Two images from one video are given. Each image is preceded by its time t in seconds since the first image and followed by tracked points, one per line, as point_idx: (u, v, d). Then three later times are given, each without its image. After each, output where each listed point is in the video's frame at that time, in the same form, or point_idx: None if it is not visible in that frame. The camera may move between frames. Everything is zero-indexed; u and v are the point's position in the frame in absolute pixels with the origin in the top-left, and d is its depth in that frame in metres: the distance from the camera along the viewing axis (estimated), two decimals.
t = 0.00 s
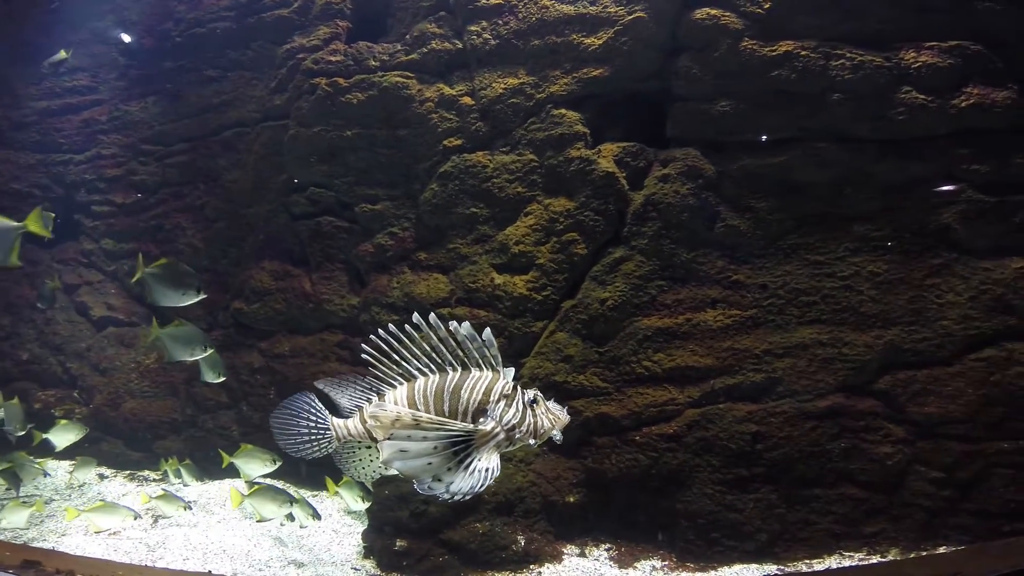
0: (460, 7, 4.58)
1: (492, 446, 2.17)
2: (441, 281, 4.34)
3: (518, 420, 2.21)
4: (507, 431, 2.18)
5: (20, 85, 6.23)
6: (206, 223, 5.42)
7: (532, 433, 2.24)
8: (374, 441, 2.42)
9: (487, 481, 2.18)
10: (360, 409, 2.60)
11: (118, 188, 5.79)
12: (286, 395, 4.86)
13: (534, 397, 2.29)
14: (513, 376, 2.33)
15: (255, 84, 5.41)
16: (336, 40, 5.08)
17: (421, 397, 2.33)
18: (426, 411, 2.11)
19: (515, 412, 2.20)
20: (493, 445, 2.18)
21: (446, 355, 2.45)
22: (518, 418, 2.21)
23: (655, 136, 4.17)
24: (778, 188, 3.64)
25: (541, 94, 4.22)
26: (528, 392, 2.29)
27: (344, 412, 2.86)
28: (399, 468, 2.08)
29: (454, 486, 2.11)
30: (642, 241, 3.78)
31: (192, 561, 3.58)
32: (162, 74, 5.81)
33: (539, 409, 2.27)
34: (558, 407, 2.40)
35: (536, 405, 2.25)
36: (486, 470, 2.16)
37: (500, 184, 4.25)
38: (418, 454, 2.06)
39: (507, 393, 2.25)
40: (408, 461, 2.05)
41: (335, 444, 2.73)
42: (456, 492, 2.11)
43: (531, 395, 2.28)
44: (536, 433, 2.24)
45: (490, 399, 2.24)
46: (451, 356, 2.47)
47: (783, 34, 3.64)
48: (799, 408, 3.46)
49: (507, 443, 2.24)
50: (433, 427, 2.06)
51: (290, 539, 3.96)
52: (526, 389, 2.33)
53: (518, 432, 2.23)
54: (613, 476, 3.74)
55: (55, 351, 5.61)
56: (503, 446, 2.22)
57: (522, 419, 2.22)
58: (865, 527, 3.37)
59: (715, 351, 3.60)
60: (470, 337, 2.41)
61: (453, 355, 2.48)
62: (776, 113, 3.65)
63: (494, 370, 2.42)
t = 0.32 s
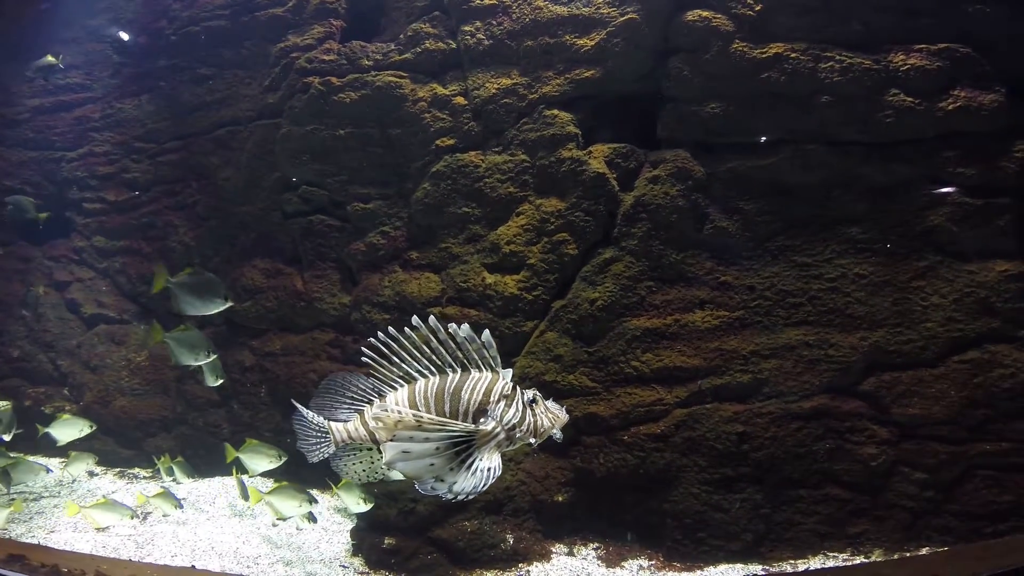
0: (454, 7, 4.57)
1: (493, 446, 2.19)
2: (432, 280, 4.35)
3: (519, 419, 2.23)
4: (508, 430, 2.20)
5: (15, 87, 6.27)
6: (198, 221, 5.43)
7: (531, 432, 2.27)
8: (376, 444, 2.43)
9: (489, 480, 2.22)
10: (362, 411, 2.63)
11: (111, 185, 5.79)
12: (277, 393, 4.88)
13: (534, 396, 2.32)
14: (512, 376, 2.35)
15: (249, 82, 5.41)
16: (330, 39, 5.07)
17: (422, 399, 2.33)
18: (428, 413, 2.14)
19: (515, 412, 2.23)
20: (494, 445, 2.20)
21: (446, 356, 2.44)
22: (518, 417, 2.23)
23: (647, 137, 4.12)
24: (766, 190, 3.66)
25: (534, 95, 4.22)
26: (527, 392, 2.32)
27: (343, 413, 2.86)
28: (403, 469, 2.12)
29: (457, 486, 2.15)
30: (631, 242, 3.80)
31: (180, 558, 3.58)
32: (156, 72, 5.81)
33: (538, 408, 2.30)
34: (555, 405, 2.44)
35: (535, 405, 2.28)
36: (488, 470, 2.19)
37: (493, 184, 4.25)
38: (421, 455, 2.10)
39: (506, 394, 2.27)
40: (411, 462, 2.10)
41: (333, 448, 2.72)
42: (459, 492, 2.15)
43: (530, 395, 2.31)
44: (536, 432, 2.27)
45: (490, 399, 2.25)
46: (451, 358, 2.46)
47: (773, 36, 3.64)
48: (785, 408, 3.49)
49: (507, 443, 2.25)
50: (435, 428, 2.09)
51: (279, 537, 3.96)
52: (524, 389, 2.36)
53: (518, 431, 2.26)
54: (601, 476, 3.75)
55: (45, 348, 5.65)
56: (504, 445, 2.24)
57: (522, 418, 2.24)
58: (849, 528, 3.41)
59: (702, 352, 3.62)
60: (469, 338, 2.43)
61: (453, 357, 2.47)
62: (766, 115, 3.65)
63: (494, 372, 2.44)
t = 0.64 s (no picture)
0: (452, 8, 4.58)
1: (501, 447, 2.18)
2: (430, 281, 4.36)
3: (526, 421, 2.23)
4: (515, 432, 2.19)
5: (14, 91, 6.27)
6: (197, 222, 5.44)
7: (539, 433, 2.27)
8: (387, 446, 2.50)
9: (497, 481, 2.24)
10: (373, 415, 2.66)
11: (110, 186, 5.81)
12: (275, 393, 4.90)
13: (540, 398, 2.32)
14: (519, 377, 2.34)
15: (247, 83, 5.43)
16: (328, 40, 5.09)
17: (430, 402, 2.39)
18: (437, 417, 2.16)
19: (522, 413, 2.22)
20: (502, 447, 2.19)
21: (454, 360, 2.46)
22: (525, 418, 2.23)
23: (643, 138, 4.14)
24: (761, 191, 3.67)
25: (531, 96, 4.23)
26: (534, 393, 2.32)
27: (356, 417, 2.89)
28: (413, 473, 2.13)
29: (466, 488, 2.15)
30: (627, 243, 3.80)
31: (177, 557, 3.61)
32: (155, 73, 5.83)
33: (545, 409, 2.30)
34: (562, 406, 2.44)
35: (541, 406, 2.29)
36: (496, 471, 2.22)
37: (489, 185, 4.26)
38: (430, 458, 2.10)
39: (513, 396, 2.26)
40: (421, 465, 2.11)
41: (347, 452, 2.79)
42: (468, 493, 2.16)
43: (536, 396, 2.31)
44: (543, 433, 2.27)
45: (496, 401, 2.25)
46: (458, 361, 2.47)
47: (768, 37, 3.65)
48: (779, 409, 3.50)
49: (515, 444, 2.25)
50: (443, 431, 2.09)
51: (276, 536, 3.98)
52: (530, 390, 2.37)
53: (526, 432, 2.25)
54: (596, 476, 3.76)
55: (45, 348, 5.68)
56: (511, 447, 2.23)
57: (529, 420, 2.23)
58: (843, 528, 3.43)
59: (698, 353, 3.63)
60: (475, 341, 2.43)
61: (459, 360, 2.47)
62: (760, 116, 3.65)
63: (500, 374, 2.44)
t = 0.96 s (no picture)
0: (450, 12, 4.60)
1: (508, 452, 2.21)
2: (426, 283, 4.38)
3: (532, 425, 2.25)
4: (521, 437, 2.21)
5: (11, 97, 6.32)
6: (195, 223, 5.46)
7: (544, 437, 2.30)
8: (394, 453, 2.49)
9: (504, 485, 2.25)
10: (381, 422, 2.65)
11: (109, 188, 5.84)
12: (271, 395, 4.92)
13: (546, 402, 2.35)
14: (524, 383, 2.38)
15: (245, 86, 5.46)
16: (326, 42, 5.12)
17: (437, 409, 2.36)
18: (444, 423, 2.16)
19: (528, 418, 2.25)
20: (508, 451, 2.22)
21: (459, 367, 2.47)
22: (531, 424, 2.25)
23: (638, 141, 4.12)
24: (754, 194, 3.68)
25: (527, 99, 4.24)
26: (539, 398, 2.34)
27: (364, 423, 2.89)
28: (422, 479, 2.15)
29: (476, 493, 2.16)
30: (622, 246, 3.81)
31: (171, 556, 3.63)
32: (154, 76, 5.86)
33: (550, 414, 2.33)
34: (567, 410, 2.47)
35: (547, 411, 2.31)
36: (503, 475, 2.23)
37: (485, 187, 4.27)
38: (439, 464, 2.11)
39: (519, 401, 2.28)
40: (430, 472, 2.12)
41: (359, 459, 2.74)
42: (477, 498, 2.18)
43: (542, 401, 2.34)
44: (549, 437, 2.30)
45: (502, 407, 2.28)
46: (464, 368, 2.49)
47: (762, 39, 3.65)
48: (772, 411, 3.51)
49: (521, 448, 2.28)
50: (451, 437, 2.10)
51: (272, 536, 4.00)
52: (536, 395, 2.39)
53: (532, 437, 2.29)
54: (591, 478, 3.77)
55: (43, 349, 5.70)
56: (517, 451, 2.27)
57: (535, 424, 2.26)
58: (835, 530, 3.44)
59: (692, 355, 3.64)
60: (480, 348, 2.45)
61: (465, 367, 2.49)
62: (754, 118, 3.66)
63: (506, 380, 2.46)
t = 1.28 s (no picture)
0: (446, 13, 4.62)
1: (513, 451, 2.19)
2: (419, 283, 4.40)
3: (535, 424, 2.25)
4: (526, 436, 2.20)
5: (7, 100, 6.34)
6: (190, 223, 5.48)
7: (548, 435, 2.31)
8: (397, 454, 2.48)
9: (510, 484, 2.24)
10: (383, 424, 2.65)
11: (105, 188, 5.86)
12: (266, 394, 4.93)
13: (547, 401, 2.37)
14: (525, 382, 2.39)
15: (241, 86, 5.48)
16: (321, 43, 5.14)
17: (441, 410, 2.37)
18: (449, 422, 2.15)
19: (531, 416, 2.26)
20: (513, 450, 2.19)
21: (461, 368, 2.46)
22: (534, 422, 2.26)
23: (631, 142, 4.14)
24: (745, 195, 3.69)
25: (521, 100, 4.25)
26: (541, 397, 2.36)
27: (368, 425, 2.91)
28: (428, 479, 2.16)
29: (482, 492, 2.15)
30: (614, 247, 3.83)
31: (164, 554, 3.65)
32: (151, 77, 5.88)
33: (552, 413, 2.35)
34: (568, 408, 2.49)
35: (548, 409, 2.34)
36: (509, 474, 2.22)
37: (479, 188, 4.29)
38: (444, 464, 2.12)
39: (521, 400, 2.30)
40: (436, 471, 2.13)
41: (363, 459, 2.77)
42: (484, 496, 2.16)
43: (544, 400, 2.36)
44: (551, 435, 2.31)
45: (505, 407, 2.29)
46: (466, 368, 2.47)
47: (754, 41, 3.67)
48: (762, 411, 3.52)
49: (527, 446, 2.25)
50: (456, 437, 2.10)
51: (266, 534, 4.00)
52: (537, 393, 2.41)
53: (536, 434, 2.28)
54: (582, 478, 3.78)
55: (39, 348, 5.72)
56: (523, 449, 2.24)
57: (538, 423, 2.27)
58: (824, 530, 3.45)
59: (683, 355, 3.65)
60: (481, 350, 2.45)
61: (467, 367, 2.47)
62: (746, 119, 3.67)
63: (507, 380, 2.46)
